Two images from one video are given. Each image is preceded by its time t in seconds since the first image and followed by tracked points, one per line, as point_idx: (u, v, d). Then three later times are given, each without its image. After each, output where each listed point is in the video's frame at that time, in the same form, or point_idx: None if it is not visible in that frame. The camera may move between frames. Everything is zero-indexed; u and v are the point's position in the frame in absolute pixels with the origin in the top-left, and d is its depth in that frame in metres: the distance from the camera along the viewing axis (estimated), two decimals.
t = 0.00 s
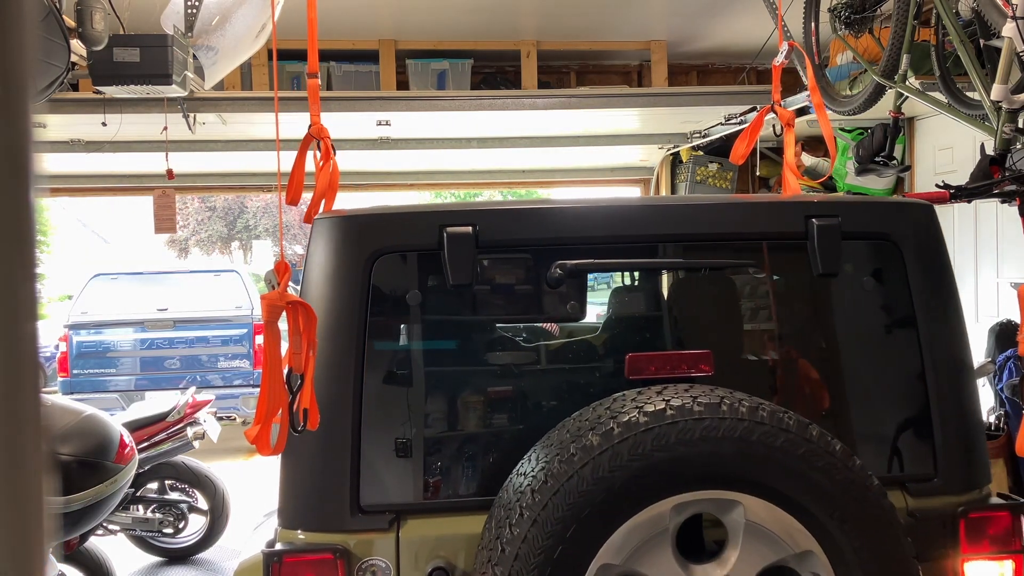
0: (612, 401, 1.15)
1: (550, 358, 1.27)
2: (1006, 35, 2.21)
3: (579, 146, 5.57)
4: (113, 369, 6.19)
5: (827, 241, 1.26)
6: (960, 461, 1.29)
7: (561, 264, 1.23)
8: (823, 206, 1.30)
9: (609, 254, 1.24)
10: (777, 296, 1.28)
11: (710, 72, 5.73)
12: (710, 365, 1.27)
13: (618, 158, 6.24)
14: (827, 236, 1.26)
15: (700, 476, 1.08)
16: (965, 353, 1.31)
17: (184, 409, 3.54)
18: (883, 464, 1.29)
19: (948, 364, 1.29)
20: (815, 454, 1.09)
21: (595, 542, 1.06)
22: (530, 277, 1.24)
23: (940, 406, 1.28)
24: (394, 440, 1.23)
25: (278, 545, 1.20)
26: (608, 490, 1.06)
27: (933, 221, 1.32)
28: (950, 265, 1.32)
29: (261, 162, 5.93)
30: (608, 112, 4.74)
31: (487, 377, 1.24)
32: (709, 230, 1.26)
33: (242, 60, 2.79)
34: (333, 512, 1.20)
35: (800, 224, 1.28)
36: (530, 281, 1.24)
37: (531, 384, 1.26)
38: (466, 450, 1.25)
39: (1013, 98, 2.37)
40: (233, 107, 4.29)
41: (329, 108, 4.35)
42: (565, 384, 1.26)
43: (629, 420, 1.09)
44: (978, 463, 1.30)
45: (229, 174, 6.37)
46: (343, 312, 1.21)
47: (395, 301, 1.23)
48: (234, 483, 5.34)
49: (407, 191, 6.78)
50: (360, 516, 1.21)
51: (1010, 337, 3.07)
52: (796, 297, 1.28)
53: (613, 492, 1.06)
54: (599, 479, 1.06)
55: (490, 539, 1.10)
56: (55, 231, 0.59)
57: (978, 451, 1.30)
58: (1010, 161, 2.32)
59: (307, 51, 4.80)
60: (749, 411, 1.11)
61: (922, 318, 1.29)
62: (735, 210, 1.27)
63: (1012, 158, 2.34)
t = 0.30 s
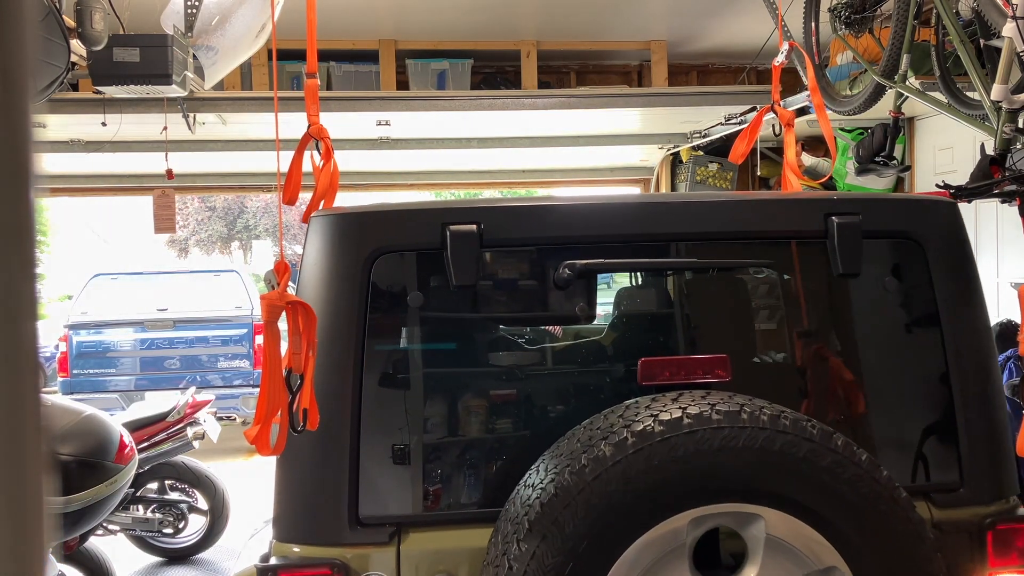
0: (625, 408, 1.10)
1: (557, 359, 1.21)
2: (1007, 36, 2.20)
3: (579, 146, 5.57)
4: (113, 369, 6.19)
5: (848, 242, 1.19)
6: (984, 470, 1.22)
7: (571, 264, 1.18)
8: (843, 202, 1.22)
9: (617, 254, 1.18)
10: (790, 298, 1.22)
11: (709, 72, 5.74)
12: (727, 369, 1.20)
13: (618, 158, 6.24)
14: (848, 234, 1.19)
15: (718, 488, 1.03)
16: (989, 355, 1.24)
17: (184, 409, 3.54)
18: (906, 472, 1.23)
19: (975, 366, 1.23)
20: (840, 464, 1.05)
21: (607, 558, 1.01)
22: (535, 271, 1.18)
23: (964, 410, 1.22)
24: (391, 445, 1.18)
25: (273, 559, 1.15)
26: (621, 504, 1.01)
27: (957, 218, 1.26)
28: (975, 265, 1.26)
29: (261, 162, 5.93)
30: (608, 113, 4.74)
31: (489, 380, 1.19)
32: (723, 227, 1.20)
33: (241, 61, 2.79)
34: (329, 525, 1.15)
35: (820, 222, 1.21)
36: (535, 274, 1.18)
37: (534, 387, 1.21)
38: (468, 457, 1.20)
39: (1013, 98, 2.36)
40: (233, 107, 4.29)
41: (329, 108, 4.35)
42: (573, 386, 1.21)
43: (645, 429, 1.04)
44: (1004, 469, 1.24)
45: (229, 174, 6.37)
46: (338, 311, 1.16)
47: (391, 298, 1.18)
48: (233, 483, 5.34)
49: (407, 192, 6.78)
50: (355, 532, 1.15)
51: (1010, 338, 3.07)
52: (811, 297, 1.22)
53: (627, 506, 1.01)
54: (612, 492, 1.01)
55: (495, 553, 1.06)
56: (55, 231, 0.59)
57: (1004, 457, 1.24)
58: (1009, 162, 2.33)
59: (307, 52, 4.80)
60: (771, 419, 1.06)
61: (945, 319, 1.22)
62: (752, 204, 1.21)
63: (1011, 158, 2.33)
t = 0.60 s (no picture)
0: (638, 416, 1.06)
1: (563, 361, 1.18)
2: (1006, 36, 2.20)
3: (579, 146, 5.57)
4: (113, 369, 6.20)
5: (868, 238, 1.18)
6: (1011, 478, 1.20)
7: (580, 264, 1.15)
8: (864, 200, 1.21)
9: (625, 252, 1.17)
10: (807, 296, 1.19)
11: (709, 72, 5.74)
12: (744, 376, 1.18)
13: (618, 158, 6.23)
14: (868, 231, 1.18)
15: (737, 500, 0.99)
16: (1014, 360, 1.22)
17: (184, 409, 3.55)
18: (932, 480, 1.20)
19: (998, 371, 1.21)
20: (865, 475, 1.00)
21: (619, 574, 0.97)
22: (539, 265, 1.16)
23: (989, 415, 1.20)
24: (388, 451, 1.17)
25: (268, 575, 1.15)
26: (634, 518, 0.97)
27: (978, 214, 1.25)
28: (999, 266, 1.24)
29: (261, 162, 5.93)
30: (608, 113, 4.74)
31: (491, 382, 1.17)
32: (733, 226, 1.18)
33: (241, 61, 2.79)
34: (326, 539, 1.15)
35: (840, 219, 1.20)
36: (539, 268, 1.16)
37: (538, 392, 1.18)
38: (470, 465, 1.18)
39: (1013, 98, 2.36)
40: (233, 107, 4.29)
41: (329, 108, 4.35)
42: (579, 389, 1.18)
43: (659, 437, 1.00)
44: None
45: (229, 174, 6.36)
46: (337, 310, 1.16)
47: (389, 294, 1.17)
48: (233, 483, 5.34)
49: (407, 192, 6.79)
50: (356, 544, 1.15)
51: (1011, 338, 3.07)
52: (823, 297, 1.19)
53: (641, 520, 0.97)
54: (625, 506, 0.97)
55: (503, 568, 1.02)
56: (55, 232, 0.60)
57: None
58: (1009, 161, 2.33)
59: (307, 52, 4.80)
60: (794, 428, 1.02)
61: (969, 320, 1.21)
62: (764, 201, 1.19)
63: (1011, 158, 2.32)
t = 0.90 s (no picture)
0: (651, 424, 1.05)
1: (568, 362, 1.17)
2: (1006, 36, 2.20)
3: (579, 147, 5.56)
4: (113, 369, 6.20)
5: (888, 236, 1.17)
6: None
7: (589, 264, 1.15)
8: (885, 197, 1.21)
9: (633, 251, 1.17)
10: (808, 301, 1.18)
11: (709, 72, 5.74)
12: (761, 380, 1.17)
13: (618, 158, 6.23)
14: (889, 230, 1.18)
15: (752, 509, 0.98)
16: None
17: (184, 409, 3.55)
18: (958, 488, 1.20)
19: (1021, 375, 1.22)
20: (892, 485, 1.00)
21: None
22: (543, 260, 1.16)
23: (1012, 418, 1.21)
24: (386, 457, 1.16)
25: None
26: (648, 531, 0.96)
27: (1004, 213, 1.25)
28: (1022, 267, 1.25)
29: (261, 162, 5.93)
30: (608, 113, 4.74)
31: (494, 384, 1.17)
32: (742, 226, 1.18)
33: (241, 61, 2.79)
34: (324, 552, 1.15)
35: (859, 216, 1.19)
36: (543, 264, 1.16)
37: (543, 396, 1.17)
38: (471, 471, 1.17)
39: (1013, 98, 2.36)
40: (233, 107, 4.29)
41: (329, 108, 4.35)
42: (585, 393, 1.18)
43: (674, 446, 1.00)
44: None
45: (228, 174, 6.34)
46: (336, 310, 1.16)
47: (387, 289, 1.16)
48: (233, 483, 5.34)
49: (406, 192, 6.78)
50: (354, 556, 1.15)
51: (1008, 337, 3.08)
52: (832, 300, 1.18)
53: (653, 533, 0.96)
54: (639, 520, 0.96)
55: None
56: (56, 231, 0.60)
57: None
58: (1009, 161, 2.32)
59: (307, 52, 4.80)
60: (816, 436, 1.02)
61: (992, 320, 1.21)
62: (775, 201, 1.19)
63: (1012, 159, 2.31)
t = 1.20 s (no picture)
0: (663, 431, 1.05)
1: (573, 364, 1.17)
2: (1006, 36, 2.20)
3: (579, 147, 5.56)
4: (113, 369, 6.20)
5: (908, 237, 1.17)
6: None
7: (596, 264, 1.15)
8: (901, 196, 1.21)
9: (639, 250, 1.17)
10: (824, 302, 1.18)
11: (709, 72, 5.74)
12: (776, 385, 1.18)
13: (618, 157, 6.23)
14: (908, 230, 1.17)
15: (763, 517, 0.98)
16: None
17: (184, 409, 3.54)
18: (979, 493, 1.21)
19: None
20: (914, 494, 1.00)
21: None
22: (547, 256, 1.16)
23: None
24: (382, 460, 1.16)
25: None
26: (661, 541, 0.96)
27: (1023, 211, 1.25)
28: None
29: (261, 162, 5.93)
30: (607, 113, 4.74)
31: (497, 387, 1.16)
32: (747, 226, 1.17)
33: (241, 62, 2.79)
34: (320, 561, 1.15)
35: (876, 216, 1.19)
36: (546, 262, 1.15)
37: (547, 398, 1.17)
38: (471, 477, 1.17)
39: (1013, 98, 2.36)
40: (234, 107, 4.30)
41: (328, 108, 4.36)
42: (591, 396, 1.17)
43: (688, 454, 0.99)
44: None
45: (228, 174, 6.30)
46: (335, 309, 1.16)
47: (385, 286, 1.16)
48: (232, 483, 5.34)
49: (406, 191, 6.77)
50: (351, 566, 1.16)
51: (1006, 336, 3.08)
52: (839, 304, 1.18)
53: (666, 543, 0.96)
54: (652, 531, 0.96)
55: None
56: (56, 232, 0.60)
57: None
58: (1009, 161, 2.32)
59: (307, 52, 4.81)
60: (836, 443, 1.02)
61: (1011, 319, 1.22)
62: (782, 203, 1.19)
63: (1012, 159, 2.30)
